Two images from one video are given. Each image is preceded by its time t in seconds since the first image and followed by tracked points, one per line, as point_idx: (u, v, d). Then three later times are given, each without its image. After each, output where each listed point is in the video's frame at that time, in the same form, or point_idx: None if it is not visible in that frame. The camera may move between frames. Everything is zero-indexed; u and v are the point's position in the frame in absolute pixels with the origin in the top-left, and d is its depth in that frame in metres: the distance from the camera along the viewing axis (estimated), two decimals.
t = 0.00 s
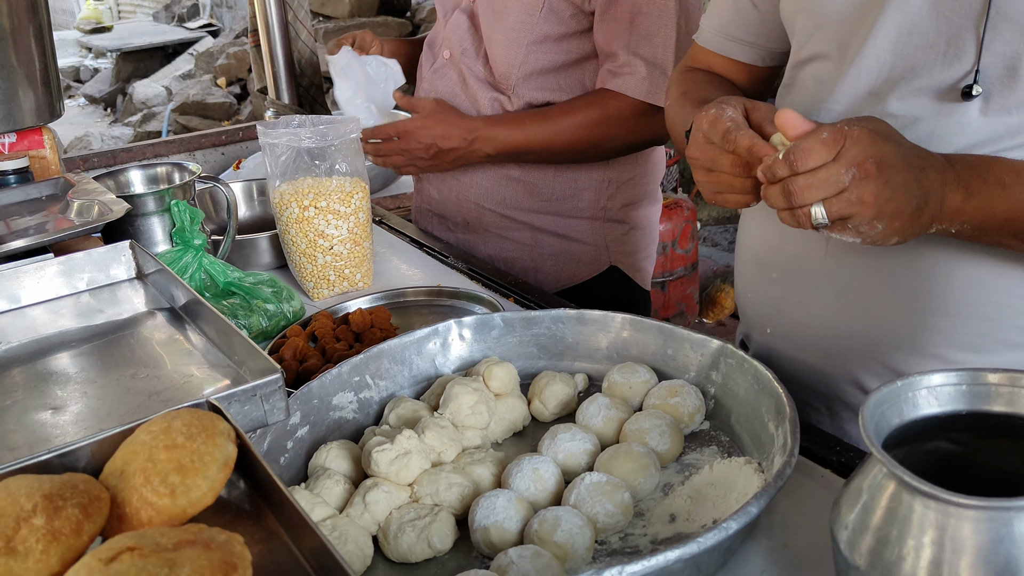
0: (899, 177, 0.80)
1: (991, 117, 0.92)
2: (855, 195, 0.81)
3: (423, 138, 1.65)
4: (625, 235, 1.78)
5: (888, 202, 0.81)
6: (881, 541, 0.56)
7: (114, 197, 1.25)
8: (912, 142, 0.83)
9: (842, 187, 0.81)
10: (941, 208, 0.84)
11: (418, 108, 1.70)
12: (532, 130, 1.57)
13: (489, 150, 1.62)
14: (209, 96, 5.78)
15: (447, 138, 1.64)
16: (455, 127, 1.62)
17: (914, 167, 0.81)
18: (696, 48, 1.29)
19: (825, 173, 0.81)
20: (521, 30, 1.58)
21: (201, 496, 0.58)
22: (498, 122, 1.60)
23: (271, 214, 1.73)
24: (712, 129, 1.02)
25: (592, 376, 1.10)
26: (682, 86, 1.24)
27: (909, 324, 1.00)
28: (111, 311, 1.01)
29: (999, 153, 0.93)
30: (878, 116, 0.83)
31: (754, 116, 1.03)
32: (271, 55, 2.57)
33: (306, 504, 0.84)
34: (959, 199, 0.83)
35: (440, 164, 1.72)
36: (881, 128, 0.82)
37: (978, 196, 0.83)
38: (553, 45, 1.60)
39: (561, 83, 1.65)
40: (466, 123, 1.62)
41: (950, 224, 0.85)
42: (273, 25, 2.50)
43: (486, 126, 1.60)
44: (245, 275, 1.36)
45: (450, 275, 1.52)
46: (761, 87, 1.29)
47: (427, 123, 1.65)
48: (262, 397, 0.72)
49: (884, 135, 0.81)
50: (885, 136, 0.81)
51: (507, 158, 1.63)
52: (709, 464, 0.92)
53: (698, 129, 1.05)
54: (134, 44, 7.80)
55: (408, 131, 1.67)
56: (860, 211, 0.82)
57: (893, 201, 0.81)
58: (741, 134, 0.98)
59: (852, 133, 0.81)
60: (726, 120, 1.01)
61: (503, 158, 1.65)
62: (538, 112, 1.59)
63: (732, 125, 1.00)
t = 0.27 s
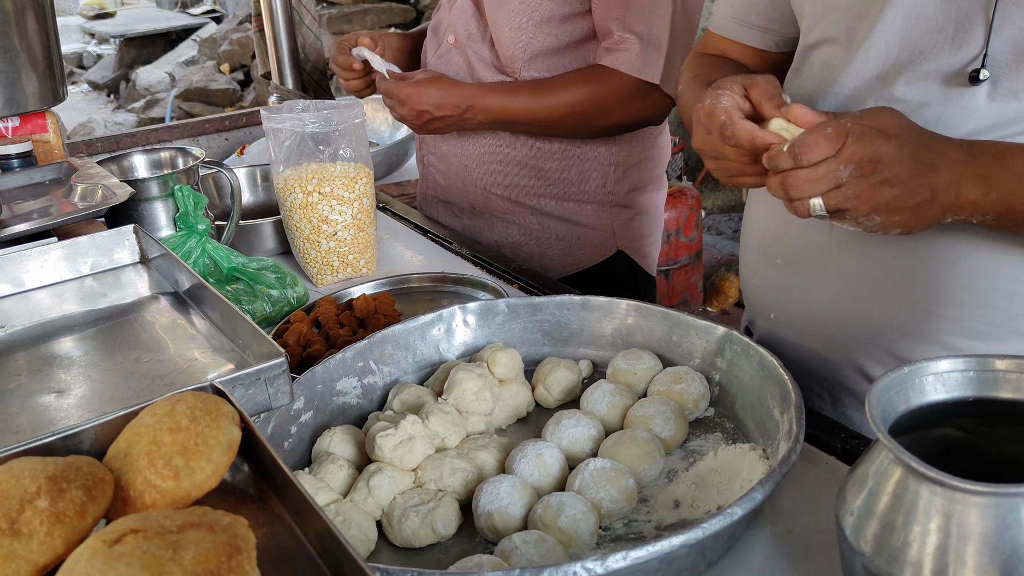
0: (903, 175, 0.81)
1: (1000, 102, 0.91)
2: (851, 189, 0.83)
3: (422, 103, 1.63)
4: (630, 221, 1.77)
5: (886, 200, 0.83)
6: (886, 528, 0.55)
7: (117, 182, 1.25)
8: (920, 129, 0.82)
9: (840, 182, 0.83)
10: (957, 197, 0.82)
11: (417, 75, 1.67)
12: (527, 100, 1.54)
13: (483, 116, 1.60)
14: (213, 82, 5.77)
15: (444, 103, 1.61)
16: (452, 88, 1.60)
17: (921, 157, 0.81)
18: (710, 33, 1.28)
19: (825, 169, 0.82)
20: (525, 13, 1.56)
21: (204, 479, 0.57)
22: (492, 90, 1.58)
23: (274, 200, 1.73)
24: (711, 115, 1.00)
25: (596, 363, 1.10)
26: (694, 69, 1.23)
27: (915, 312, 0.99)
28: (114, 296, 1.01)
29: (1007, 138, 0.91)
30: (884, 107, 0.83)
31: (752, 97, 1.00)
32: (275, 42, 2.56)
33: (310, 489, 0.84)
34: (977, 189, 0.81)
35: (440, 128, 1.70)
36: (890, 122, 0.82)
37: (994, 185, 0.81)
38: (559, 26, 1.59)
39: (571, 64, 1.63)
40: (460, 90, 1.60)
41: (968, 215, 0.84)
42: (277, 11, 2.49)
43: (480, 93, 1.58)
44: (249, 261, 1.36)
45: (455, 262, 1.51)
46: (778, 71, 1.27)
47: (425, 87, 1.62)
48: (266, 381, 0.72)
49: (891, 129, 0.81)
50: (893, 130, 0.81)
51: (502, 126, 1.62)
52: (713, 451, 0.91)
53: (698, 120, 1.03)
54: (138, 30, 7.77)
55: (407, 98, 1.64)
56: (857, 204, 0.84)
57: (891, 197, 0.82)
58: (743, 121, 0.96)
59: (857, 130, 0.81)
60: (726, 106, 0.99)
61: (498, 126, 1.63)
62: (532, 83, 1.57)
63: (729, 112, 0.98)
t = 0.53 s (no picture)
0: (891, 157, 0.81)
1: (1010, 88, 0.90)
2: (844, 177, 0.85)
3: (450, 102, 1.58)
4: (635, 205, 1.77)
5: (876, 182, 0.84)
6: (888, 514, 0.55)
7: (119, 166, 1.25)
8: (916, 102, 0.80)
9: (832, 171, 0.85)
10: (944, 177, 0.82)
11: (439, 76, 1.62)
12: (557, 87, 1.53)
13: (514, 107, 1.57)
14: (216, 70, 5.75)
15: (473, 98, 1.56)
16: (480, 78, 1.57)
17: (914, 140, 0.80)
18: (718, 18, 1.27)
19: (817, 159, 0.85)
20: None
21: (205, 461, 0.57)
22: (520, 78, 1.55)
23: (277, 187, 1.72)
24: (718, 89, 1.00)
25: (599, 350, 1.10)
26: (703, 53, 1.22)
27: (919, 300, 0.98)
28: (116, 280, 1.01)
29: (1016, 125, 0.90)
30: (882, 80, 0.81)
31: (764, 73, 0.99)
32: (279, 28, 2.55)
33: (312, 473, 0.84)
34: (966, 168, 0.80)
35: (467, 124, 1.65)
36: (882, 103, 0.80)
37: (983, 167, 0.80)
38: (568, 12, 1.58)
39: (579, 50, 1.64)
40: (488, 81, 1.56)
41: (955, 190, 0.83)
42: None
43: (510, 83, 1.55)
44: (252, 247, 1.36)
45: (458, 249, 1.51)
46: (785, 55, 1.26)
47: (450, 82, 1.57)
48: (267, 364, 0.72)
49: (883, 111, 0.80)
50: (886, 113, 0.80)
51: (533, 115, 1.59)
52: (715, 438, 0.91)
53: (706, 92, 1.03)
54: (142, 17, 7.76)
55: (432, 98, 1.59)
56: (851, 190, 0.86)
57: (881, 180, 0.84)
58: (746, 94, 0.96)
59: (847, 120, 0.81)
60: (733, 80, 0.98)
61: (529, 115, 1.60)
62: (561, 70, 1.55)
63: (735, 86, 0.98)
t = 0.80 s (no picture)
0: (900, 151, 0.79)
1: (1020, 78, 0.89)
2: (846, 171, 0.83)
3: (488, 102, 1.52)
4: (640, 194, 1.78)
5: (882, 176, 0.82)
6: (888, 503, 0.54)
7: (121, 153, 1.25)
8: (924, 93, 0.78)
9: (835, 165, 0.83)
10: (944, 167, 0.82)
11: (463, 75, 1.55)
12: (584, 79, 1.52)
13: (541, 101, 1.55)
14: (221, 61, 5.75)
15: (507, 95, 1.52)
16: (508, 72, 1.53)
17: (918, 135, 0.78)
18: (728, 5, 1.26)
19: (819, 154, 0.82)
20: None
21: (203, 445, 0.57)
22: (547, 71, 1.53)
23: (280, 176, 1.72)
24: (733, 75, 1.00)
25: (600, 340, 1.10)
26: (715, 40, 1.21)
27: (923, 290, 0.98)
28: (118, 266, 1.01)
29: None
30: (887, 75, 0.78)
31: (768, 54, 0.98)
32: (284, 17, 2.55)
33: (312, 460, 0.84)
34: (965, 158, 0.81)
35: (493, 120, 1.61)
36: (887, 94, 0.77)
37: (980, 154, 0.80)
38: None
39: (590, 40, 1.64)
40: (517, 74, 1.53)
41: (951, 178, 0.84)
42: None
43: (540, 76, 1.52)
44: (254, 236, 1.36)
45: (461, 240, 1.50)
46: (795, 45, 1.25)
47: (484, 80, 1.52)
48: (268, 350, 0.72)
49: (884, 107, 0.77)
50: (890, 109, 0.77)
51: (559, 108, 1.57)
52: (715, 428, 0.91)
53: (716, 78, 1.02)
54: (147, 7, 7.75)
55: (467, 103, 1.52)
56: (853, 183, 0.84)
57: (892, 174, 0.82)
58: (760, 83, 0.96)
59: (849, 120, 0.78)
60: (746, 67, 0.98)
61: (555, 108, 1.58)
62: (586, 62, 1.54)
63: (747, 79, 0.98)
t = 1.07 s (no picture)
0: (922, 120, 0.75)
1: None
2: (867, 129, 0.77)
3: (512, 91, 1.49)
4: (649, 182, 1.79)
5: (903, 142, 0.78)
6: (889, 495, 0.54)
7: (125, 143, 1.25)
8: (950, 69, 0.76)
9: (856, 118, 0.77)
10: (960, 146, 0.80)
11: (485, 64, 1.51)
12: (605, 68, 1.51)
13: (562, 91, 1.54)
14: (227, 54, 5.75)
15: (530, 83, 1.50)
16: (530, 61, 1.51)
17: (943, 101, 0.75)
18: None
19: (843, 100, 0.76)
20: None
21: (205, 431, 0.57)
22: (567, 60, 1.53)
23: (285, 168, 1.72)
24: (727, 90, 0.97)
25: (603, 332, 1.10)
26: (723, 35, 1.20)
27: (928, 283, 0.98)
28: (121, 255, 1.01)
29: None
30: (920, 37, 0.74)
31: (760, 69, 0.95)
32: (289, 10, 2.55)
33: (314, 449, 0.84)
34: (981, 140, 0.79)
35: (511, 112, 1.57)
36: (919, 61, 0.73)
37: (998, 138, 0.79)
38: None
39: (601, 31, 1.63)
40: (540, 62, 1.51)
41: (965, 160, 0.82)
42: None
43: (559, 65, 1.52)
44: (258, 227, 1.36)
45: (465, 232, 1.50)
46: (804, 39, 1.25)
47: (508, 67, 1.49)
48: (269, 338, 0.72)
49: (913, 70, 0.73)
50: (921, 68, 0.73)
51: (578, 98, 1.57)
52: (717, 420, 0.91)
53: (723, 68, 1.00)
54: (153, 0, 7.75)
55: (494, 89, 1.48)
56: (868, 145, 0.79)
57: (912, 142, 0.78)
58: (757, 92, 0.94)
59: (887, 67, 0.73)
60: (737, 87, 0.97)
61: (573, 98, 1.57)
62: (605, 51, 1.54)
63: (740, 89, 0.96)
